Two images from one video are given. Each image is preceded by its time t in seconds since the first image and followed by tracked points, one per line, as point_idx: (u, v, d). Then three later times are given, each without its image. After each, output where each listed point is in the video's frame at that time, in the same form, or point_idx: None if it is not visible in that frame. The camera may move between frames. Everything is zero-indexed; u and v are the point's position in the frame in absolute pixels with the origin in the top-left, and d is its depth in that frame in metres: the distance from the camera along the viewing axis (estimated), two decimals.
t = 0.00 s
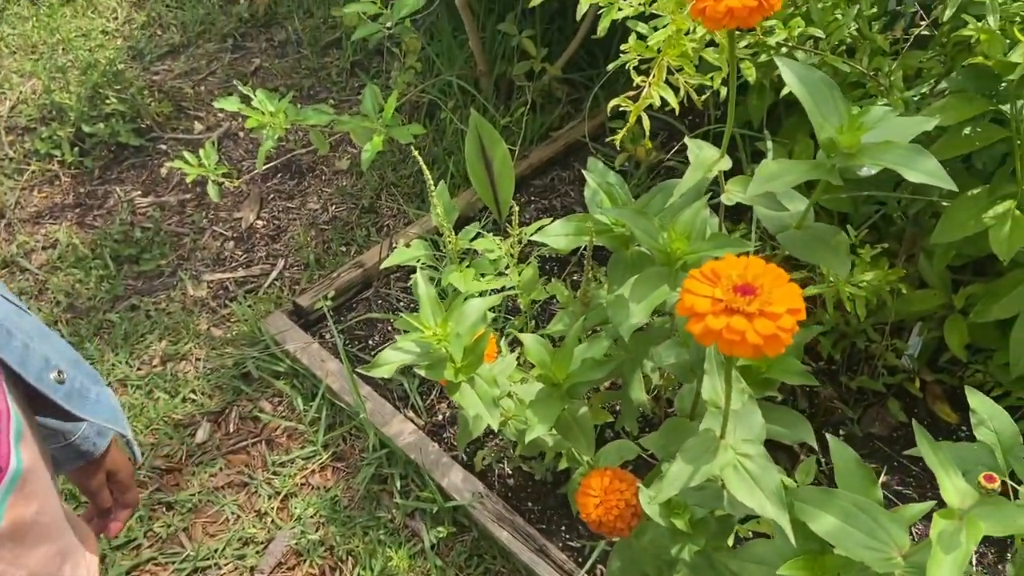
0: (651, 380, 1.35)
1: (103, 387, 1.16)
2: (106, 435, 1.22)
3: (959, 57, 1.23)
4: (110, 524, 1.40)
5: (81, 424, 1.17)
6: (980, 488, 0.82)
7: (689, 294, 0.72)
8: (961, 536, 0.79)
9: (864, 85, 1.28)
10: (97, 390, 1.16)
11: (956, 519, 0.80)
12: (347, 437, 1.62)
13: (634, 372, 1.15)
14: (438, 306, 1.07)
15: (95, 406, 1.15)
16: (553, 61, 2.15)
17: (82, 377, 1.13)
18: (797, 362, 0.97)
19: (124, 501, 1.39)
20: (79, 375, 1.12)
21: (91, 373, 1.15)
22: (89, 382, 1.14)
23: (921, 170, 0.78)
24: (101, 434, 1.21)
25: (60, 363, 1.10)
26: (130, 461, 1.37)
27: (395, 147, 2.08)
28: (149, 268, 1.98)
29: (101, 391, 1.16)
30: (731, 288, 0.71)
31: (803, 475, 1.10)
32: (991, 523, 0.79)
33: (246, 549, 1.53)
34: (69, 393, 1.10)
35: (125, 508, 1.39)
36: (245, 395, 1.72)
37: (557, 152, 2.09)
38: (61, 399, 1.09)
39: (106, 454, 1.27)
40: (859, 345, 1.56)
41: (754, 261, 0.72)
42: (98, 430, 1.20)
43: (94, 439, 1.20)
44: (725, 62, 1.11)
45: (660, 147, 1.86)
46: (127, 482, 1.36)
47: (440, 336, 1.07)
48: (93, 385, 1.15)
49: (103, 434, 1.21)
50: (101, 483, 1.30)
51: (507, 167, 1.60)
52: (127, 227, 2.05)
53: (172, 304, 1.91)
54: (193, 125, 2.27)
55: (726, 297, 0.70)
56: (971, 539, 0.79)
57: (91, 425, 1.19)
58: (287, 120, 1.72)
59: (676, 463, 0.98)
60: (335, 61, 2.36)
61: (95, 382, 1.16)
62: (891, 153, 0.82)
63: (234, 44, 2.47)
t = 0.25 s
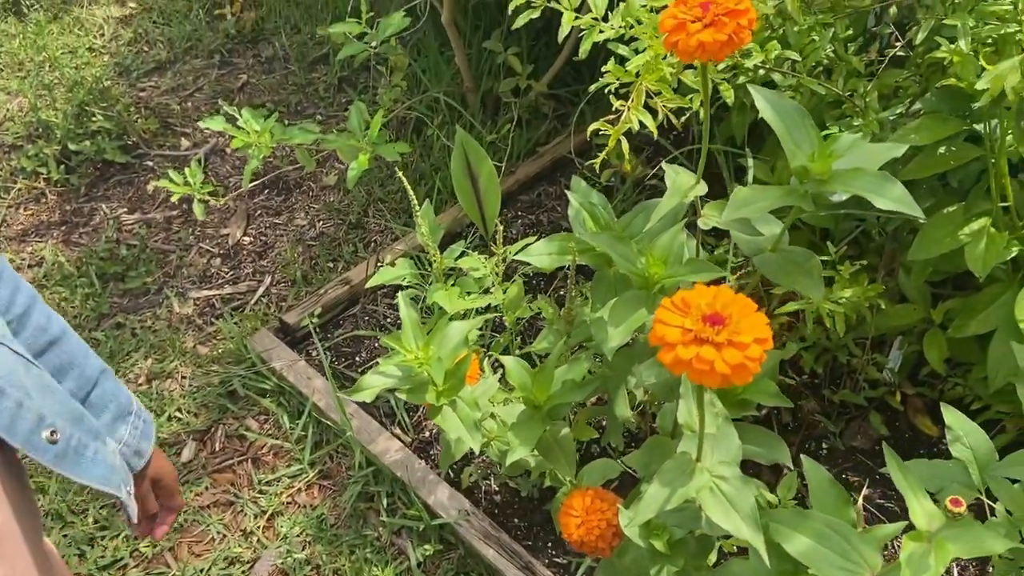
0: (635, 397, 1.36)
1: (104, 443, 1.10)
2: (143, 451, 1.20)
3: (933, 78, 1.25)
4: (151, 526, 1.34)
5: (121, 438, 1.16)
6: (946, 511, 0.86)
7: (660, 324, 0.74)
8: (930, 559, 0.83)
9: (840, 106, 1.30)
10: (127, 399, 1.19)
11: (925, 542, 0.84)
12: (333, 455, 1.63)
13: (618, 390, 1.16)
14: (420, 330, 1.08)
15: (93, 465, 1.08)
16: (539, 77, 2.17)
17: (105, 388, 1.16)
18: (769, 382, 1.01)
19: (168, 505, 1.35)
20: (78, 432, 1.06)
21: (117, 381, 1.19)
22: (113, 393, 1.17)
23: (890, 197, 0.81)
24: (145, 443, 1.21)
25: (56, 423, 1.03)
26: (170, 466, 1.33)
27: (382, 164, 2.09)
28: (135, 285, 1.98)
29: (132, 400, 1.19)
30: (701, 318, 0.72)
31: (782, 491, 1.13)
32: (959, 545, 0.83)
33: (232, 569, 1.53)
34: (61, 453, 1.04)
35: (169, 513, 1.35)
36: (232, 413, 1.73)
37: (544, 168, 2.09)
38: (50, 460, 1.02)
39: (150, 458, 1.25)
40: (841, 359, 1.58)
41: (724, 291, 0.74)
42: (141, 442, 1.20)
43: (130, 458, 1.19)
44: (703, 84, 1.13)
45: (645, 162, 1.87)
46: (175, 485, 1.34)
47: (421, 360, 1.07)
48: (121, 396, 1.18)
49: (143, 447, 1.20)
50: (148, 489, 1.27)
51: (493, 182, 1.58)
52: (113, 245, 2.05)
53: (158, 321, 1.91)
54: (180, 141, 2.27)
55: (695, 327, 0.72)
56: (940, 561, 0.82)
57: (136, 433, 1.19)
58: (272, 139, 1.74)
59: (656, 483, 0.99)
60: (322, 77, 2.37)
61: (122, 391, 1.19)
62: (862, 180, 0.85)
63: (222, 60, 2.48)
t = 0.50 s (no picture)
0: (624, 407, 1.36)
1: (88, 483, 1.05)
2: (168, 487, 1.21)
3: (917, 89, 1.26)
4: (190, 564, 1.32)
5: (143, 473, 1.18)
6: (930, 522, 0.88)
7: (644, 340, 0.74)
8: (914, 569, 0.85)
9: (826, 116, 1.30)
10: (156, 433, 1.20)
11: (910, 552, 0.86)
12: (322, 467, 1.62)
13: (607, 400, 1.16)
14: (406, 343, 1.08)
15: (72, 505, 1.04)
16: (527, 87, 2.17)
17: (130, 421, 1.17)
18: (755, 394, 1.02)
19: (208, 544, 1.33)
20: (61, 470, 1.02)
21: (148, 414, 1.20)
22: (140, 426, 1.18)
23: (873, 209, 0.81)
24: (172, 479, 1.22)
25: (36, 458, 1.00)
26: (207, 500, 1.31)
27: (371, 173, 2.09)
28: (122, 297, 1.97)
29: (162, 434, 1.21)
30: (684, 334, 0.73)
31: (770, 501, 1.13)
32: (944, 556, 0.85)
33: None
34: (38, 490, 1.00)
35: (210, 551, 1.33)
36: (219, 425, 1.72)
37: (533, 177, 2.09)
38: (22, 499, 0.99)
39: (181, 494, 1.25)
40: (829, 368, 1.58)
41: (707, 305, 0.74)
42: (167, 479, 1.21)
43: (152, 494, 1.20)
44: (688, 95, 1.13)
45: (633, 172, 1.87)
46: (212, 521, 1.31)
47: (408, 373, 1.07)
48: (148, 429, 1.19)
49: (167, 484, 1.21)
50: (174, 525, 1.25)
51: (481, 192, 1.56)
52: (100, 256, 2.04)
53: (145, 332, 1.90)
54: (167, 151, 2.27)
55: (679, 342, 0.72)
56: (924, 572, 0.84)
57: (161, 468, 1.20)
58: (260, 150, 1.73)
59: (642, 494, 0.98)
60: (311, 87, 2.37)
61: (152, 424, 1.20)
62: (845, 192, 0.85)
63: (210, 70, 2.48)
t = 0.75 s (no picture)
0: (617, 415, 1.36)
1: (70, 502, 1.04)
2: (151, 505, 1.23)
3: (907, 97, 1.27)
4: None
5: (127, 490, 1.18)
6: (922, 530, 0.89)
7: (636, 350, 0.74)
8: None
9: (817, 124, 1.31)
10: (142, 452, 1.21)
11: (902, 560, 0.87)
12: (315, 476, 1.62)
13: (601, 409, 1.16)
14: (398, 352, 1.08)
15: (54, 523, 1.03)
16: (520, 95, 2.17)
17: (118, 439, 1.17)
18: (747, 402, 1.03)
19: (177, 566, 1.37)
20: (42, 488, 1.01)
21: (136, 433, 1.20)
22: (127, 444, 1.18)
23: (863, 218, 0.82)
24: (154, 497, 1.23)
25: (19, 476, 1.00)
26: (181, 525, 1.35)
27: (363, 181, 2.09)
28: (113, 305, 1.96)
29: (149, 452, 1.22)
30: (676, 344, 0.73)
31: (764, 507, 1.13)
32: (937, 564, 0.85)
33: None
34: (18, 508, 1.00)
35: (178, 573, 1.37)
36: (212, 434, 1.71)
37: (526, 185, 2.09)
38: None
39: (159, 514, 1.28)
40: (821, 374, 1.58)
41: (699, 315, 0.74)
42: (149, 497, 1.22)
43: (135, 512, 1.21)
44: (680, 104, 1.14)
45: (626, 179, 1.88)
46: (184, 545, 1.35)
47: (400, 383, 1.07)
48: (135, 447, 1.19)
49: (150, 502, 1.22)
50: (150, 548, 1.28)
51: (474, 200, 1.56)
52: (92, 264, 2.04)
53: (137, 341, 1.89)
54: (159, 160, 2.26)
55: (671, 351, 0.72)
56: None
57: (145, 486, 1.21)
58: (251, 159, 1.73)
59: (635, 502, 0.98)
60: (303, 95, 2.37)
61: (140, 441, 1.21)
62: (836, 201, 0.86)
63: (202, 78, 2.48)
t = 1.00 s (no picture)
0: (608, 423, 1.36)
1: (58, 501, 1.06)
2: (129, 502, 1.25)
3: (896, 106, 1.27)
4: None
5: (106, 488, 1.20)
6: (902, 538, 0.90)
7: (617, 359, 0.74)
8: None
9: (806, 132, 1.32)
10: (119, 450, 1.22)
11: (883, 569, 0.87)
12: (307, 483, 1.62)
13: (591, 417, 1.17)
14: (386, 361, 1.08)
15: (43, 521, 1.05)
16: (513, 103, 2.18)
17: (96, 438, 1.18)
18: (733, 411, 1.03)
19: (150, 562, 1.39)
20: (32, 488, 1.03)
21: (112, 431, 1.21)
22: (105, 442, 1.19)
23: (846, 227, 0.83)
24: (133, 494, 1.25)
25: (9, 476, 1.00)
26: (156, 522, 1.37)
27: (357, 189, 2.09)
28: (106, 312, 1.96)
29: (125, 450, 1.23)
30: (655, 353, 0.73)
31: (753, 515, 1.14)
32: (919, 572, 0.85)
33: None
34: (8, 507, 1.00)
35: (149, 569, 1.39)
36: (204, 442, 1.71)
37: (519, 192, 2.09)
38: None
39: (137, 512, 1.30)
40: (813, 382, 1.59)
41: (678, 324, 0.75)
42: (128, 494, 1.24)
43: (114, 509, 1.23)
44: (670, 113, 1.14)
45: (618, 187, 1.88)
46: (157, 541, 1.37)
47: (387, 392, 1.07)
48: (113, 445, 1.20)
49: (128, 499, 1.24)
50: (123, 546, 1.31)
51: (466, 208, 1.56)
52: (85, 272, 2.04)
53: (130, 348, 1.89)
54: (153, 167, 2.26)
55: (651, 361, 0.73)
56: None
57: (123, 484, 1.23)
58: (244, 166, 1.74)
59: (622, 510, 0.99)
60: (298, 102, 2.37)
61: (116, 439, 1.22)
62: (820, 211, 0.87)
63: (196, 85, 2.48)
